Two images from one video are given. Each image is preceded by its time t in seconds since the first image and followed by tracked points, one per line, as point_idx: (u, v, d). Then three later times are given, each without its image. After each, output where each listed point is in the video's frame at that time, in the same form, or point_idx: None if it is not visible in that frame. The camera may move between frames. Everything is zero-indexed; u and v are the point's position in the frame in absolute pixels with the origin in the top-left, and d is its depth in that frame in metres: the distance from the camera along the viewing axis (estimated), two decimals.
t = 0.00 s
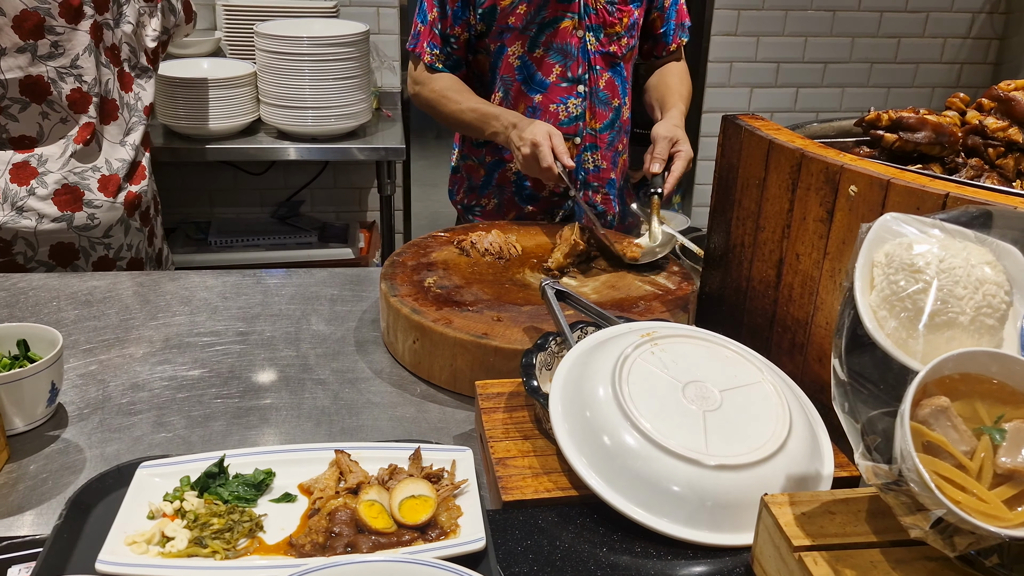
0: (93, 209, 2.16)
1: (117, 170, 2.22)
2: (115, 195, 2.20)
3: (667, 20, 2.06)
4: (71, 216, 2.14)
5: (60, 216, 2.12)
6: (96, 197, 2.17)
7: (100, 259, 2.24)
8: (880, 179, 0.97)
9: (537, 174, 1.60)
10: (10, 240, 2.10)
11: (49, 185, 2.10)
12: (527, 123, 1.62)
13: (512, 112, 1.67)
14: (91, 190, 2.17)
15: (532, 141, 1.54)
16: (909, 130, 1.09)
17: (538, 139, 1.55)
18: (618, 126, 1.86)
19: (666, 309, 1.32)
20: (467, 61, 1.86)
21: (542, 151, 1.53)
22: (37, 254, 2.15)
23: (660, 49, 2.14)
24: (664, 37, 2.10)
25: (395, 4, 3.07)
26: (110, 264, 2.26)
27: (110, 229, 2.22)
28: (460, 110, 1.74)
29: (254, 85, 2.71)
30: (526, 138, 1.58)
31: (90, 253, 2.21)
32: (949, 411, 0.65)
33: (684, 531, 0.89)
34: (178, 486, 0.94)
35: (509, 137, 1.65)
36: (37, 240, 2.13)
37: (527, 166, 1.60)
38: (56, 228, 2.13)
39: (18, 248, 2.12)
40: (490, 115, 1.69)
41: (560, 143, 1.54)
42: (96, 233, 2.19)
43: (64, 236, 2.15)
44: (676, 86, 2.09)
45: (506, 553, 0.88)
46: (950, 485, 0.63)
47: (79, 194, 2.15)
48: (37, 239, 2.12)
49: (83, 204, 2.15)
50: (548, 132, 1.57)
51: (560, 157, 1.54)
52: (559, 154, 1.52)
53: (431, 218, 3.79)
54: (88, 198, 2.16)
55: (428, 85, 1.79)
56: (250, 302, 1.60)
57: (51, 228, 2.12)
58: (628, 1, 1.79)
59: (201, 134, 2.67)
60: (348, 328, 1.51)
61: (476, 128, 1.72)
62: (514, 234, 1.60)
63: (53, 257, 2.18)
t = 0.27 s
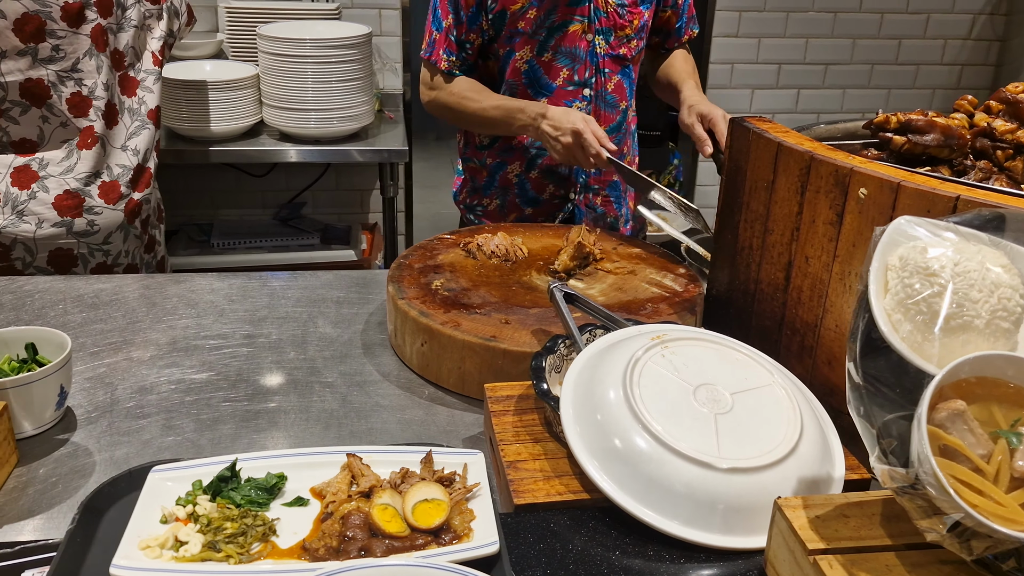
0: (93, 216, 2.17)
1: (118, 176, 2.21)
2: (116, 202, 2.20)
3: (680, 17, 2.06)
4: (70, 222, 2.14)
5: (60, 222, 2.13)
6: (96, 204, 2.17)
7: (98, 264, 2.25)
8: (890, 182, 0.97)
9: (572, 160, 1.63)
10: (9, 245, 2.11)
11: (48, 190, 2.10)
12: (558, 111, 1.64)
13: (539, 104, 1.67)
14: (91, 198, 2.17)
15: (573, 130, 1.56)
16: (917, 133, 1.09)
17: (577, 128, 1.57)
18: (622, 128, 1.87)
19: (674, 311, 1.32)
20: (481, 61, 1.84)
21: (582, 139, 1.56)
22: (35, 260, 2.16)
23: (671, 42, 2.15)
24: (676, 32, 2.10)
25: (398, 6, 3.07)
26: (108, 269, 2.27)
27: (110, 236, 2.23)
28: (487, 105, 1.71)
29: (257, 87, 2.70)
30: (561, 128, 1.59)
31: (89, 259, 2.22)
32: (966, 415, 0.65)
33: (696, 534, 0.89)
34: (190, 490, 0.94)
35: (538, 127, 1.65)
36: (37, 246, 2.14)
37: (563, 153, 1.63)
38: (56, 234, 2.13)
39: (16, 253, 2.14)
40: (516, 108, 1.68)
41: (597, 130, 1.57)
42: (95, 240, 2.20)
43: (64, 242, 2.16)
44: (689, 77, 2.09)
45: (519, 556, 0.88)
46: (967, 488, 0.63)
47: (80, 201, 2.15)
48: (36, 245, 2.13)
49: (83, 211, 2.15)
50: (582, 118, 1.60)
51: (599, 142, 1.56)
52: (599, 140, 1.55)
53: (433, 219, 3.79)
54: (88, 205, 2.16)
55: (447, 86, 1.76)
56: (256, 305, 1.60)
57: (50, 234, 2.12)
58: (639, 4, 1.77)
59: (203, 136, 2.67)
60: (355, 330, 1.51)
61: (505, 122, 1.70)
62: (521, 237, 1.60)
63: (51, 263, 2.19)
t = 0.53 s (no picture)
0: (81, 218, 2.15)
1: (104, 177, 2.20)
2: (101, 203, 2.19)
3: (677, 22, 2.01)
4: (59, 224, 2.12)
5: (48, 224, 2.11)
6: (85, 206, 2.15)
7: (86, 266, 2.23)
8: (875, 184, 0.96)
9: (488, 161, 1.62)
10: None
11: (38, 192, 2.09)
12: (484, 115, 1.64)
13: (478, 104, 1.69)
14: (80, 199, 2.15)
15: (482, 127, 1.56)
16: (904, 134, 1.08)
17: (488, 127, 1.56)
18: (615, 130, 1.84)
19: (660, 314, 1.31)
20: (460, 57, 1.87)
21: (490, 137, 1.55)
22: (23, 261, 2.15)
23: (671, 49, 2.10)
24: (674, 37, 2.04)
25: (391, 8, 3.06)
26: (97, 271, 2.26)
27: (98, 237, 2.21)
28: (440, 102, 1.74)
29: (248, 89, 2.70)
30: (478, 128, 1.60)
31: (78, 260, 2.21)
32: (944, 420, 0.64)
33: (677, 539, 0.88)
34: (166, 496, 0.92)
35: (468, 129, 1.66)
36: (24, 247, 2.12)
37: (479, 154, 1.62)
38: (43, 235, 2.11)
39: (4, 254, 2.12)
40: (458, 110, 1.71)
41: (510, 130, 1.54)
42: (84, 241, 2.18)
43: (51, 244, 2.14)
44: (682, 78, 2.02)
45: (496, 561, 0.87)
46: (944, 494, 0.63)
47: (68, 203, 2.12)
48: (24, 247, 2.11)
49: (71, 213, 2.14)
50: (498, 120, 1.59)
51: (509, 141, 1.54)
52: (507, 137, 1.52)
53: (426, 221, 3.78)
54: (77, 207, 2.14)
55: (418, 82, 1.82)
56: (242, 307, 1.59)
57: (39, 235, 2.10)
58: (629, 5, 1.75)
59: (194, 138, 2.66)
60: (341, 333, 1.50)
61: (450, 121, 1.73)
62: (508, 239, 1.59)
63: (39, 264, 2.17)
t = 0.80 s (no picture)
0: (47, 220, 2.13)
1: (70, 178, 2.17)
2: (67, 203, 2.17)
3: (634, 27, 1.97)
4: (24, 226, 2.10)
5: (13, 226, 2.09)
6: (51, 208, 2.14)
7: (54, 268, 2.21)
8: (806, 193, 0.96)
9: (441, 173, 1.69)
10: None
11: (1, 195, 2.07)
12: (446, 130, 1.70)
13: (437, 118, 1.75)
14: (45, 201, 2.14)
15: (441, 141, 1.64)
16: (842, 142, 1.08)
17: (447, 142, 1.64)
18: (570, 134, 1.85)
19: (607, 320, 1.29)
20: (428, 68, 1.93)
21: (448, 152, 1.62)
22: None
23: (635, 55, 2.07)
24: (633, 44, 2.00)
25: (365, 11, 3.06)
26: (66, 273, 2.23)
27: (65, 239, 2.18)
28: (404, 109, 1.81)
29: (220, 92, 2.68)
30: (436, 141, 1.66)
31: (45, 263, 2.19)
32: (842, 432, 0.63)
33: (598, 549, 0.88)
34: (84, 506, 0.91)
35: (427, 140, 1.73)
36: None
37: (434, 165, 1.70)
38: (9, 238, 2.09)
39: None
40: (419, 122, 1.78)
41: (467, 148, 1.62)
42: (50, 243, 2.16)
43: (16, 247, 2.12)
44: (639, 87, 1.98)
45: (413, 571, 0.86)
46: (839, 507, 0.62)
47: (31, 203, 2.11)
48: None
49: (36, 214, 2.12)
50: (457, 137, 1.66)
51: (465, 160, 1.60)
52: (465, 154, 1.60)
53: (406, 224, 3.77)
54: (42, 209, 2.13)
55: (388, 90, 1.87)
56: (194, 313, 1.58)
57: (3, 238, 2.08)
58: (581, 8, 1.75)
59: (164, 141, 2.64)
60: (291, 339, 1.48)
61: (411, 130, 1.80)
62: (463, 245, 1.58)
63: (6, 267, 2.15)
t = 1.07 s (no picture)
0: None
1: (22, 178, 2.13)
2: (17, 204, 2.12)
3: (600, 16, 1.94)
4: None
5: None
6: None
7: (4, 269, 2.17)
8: (737, 192, 0.93)
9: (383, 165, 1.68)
10: None
11: None
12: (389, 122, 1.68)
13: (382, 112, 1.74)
14: None
15: (384, 134, 1.62)
16: (780, 140, 1.05)
17: (390, 134, 1.63)
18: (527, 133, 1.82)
19: (550, 323, 1.26)
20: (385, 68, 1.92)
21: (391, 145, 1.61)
22: None
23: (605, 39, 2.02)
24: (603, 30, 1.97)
25: (333, 10, 3.02)
26: (17, 274, 2.20)
27: (16, 240, 2.15)
28: (351, 107, 1.78)
29: (180, 90, 2.62)
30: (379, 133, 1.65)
31: None
32: (744, 440, 0.60)
33: (516, 561, 0.84)
34: None
35: (371, 131, 1.72)
36: None
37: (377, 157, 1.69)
38: None
39: None
40: (364, 115, 1.76)
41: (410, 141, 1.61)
42: None
43: None
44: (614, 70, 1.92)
45: None
46: (738, 520, 0.59)
47: None
48: None
49: None
50: (402, 129, 1.66)
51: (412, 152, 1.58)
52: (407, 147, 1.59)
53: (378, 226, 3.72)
54: None
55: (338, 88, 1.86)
56: (134, 315, 1.53)
57: None
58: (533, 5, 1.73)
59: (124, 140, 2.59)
60: (231, 342, 1.44)
61: (356, 123, 1.77)
62: (411, 245, 1.54)
63: None
